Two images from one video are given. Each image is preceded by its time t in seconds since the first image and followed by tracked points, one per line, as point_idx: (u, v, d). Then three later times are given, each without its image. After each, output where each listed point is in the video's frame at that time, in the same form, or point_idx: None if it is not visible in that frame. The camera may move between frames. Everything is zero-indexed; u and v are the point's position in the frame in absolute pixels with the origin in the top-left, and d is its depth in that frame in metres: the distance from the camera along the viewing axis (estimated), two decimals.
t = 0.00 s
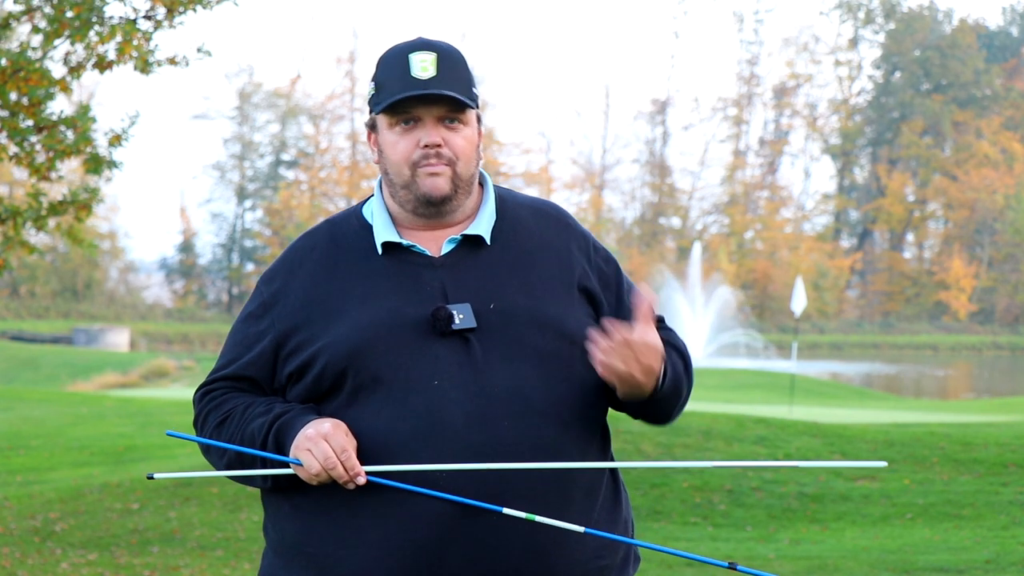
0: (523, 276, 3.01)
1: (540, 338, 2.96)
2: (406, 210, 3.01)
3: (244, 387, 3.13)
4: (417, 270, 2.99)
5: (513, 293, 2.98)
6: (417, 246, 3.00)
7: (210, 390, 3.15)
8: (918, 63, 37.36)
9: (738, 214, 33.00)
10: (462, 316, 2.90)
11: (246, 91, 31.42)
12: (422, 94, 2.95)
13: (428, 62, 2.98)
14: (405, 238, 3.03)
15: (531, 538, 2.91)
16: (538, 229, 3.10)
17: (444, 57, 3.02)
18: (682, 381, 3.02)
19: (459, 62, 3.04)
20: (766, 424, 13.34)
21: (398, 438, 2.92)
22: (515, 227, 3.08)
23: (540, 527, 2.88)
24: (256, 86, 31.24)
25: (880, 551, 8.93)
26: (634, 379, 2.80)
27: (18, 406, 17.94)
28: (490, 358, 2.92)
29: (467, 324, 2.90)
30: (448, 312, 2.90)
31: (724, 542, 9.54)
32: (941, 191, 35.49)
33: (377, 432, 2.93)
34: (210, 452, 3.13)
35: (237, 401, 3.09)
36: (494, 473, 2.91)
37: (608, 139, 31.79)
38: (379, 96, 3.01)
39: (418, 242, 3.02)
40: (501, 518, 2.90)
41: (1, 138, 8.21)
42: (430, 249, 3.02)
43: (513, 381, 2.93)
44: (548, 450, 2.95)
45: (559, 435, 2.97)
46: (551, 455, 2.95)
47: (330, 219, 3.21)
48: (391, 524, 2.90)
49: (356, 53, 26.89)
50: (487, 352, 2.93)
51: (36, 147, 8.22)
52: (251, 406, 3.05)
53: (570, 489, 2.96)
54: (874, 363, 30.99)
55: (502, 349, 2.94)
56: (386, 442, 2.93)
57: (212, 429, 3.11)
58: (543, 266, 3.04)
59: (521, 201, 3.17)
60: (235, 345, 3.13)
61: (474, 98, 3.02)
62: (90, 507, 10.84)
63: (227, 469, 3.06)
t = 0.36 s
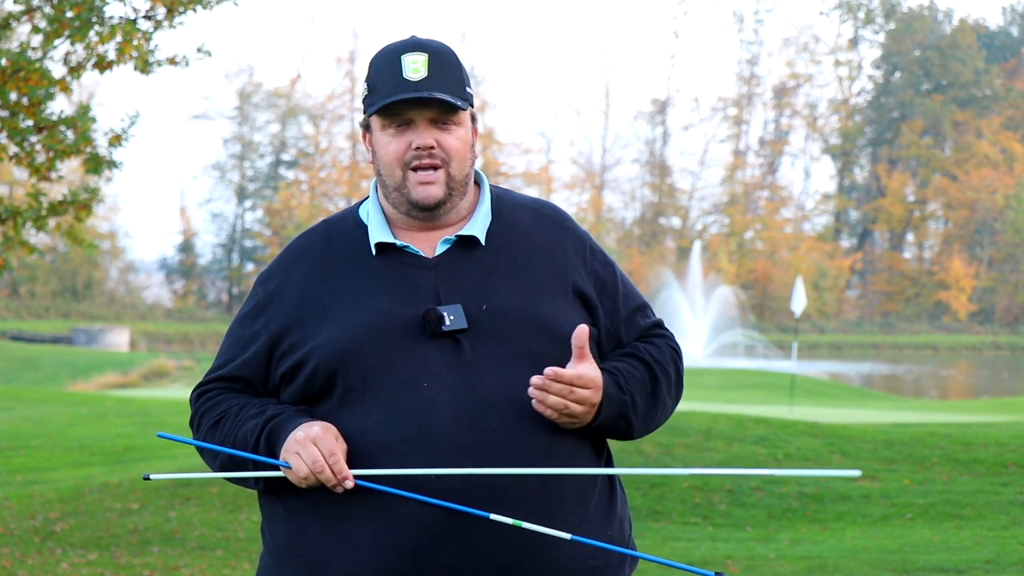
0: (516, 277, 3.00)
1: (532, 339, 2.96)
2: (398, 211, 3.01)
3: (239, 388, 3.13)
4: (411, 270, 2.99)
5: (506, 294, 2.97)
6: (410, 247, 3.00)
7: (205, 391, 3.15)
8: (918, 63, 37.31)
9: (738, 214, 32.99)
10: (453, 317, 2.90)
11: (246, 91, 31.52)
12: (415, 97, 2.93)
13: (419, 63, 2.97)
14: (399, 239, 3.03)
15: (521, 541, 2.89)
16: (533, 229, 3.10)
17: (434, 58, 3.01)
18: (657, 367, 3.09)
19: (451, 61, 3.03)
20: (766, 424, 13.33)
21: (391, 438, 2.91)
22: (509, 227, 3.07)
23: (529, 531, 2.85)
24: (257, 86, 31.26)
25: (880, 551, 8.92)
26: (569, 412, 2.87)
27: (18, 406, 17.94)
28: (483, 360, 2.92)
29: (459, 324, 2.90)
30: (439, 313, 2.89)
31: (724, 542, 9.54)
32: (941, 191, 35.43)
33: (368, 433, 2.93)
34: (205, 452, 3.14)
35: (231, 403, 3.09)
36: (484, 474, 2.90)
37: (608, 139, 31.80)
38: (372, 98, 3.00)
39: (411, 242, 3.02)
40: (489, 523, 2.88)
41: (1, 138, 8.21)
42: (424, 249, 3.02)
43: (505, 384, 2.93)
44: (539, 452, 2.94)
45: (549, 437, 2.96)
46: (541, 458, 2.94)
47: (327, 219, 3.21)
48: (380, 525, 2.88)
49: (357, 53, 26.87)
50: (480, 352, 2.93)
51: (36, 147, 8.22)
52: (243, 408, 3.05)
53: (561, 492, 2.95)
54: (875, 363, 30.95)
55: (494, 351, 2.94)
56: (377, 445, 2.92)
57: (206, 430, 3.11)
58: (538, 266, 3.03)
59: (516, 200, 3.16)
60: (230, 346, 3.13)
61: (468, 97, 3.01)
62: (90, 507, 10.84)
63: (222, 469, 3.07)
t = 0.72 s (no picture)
0: (513, 277, 3.00)
1: (528, 340, 2.95)
2: (395, 212, 3.02)
3: (237, 388, 3.14)
4: (407, 271, 2.99)
5: (502, 294, 2.97)
6: (407, 247, 3.00)
7: (204, 391, 3.16)
8: (918, 63, 37.32)
9: (738, 214, 33.02)
10: (448, 317, 2.89)
11: (247, 91, 31.61)
12: (412, 97, 2.92)
13: (416, 62, 2.96)
14: (396, 240, 3.03)
15: (514, 543, 2.89)
16: (532, 229, 3.09)
17: (431, 56, 3.00)
18: (652, 369, 3.08)
19: (448, 59, 3.01)
20: (766, 424, 13.33)
21: (386, 438, 2.91)
22: (507, 228, 3.07)
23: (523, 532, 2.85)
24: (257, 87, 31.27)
25: (880, 551, 8.92)
26: (555, 414, 2.86)
27: (18, 406, 17.94)
28: (478, 360, 2.92)
29: (454, 325, 2.89)
30: (434, 313, 2.89)
31: (724, 542, 9.54)
32: (941, 191, 35.42)
33: (363, 436, 2.93)
34: (203, 451, 3.15)
35: (229, 403, 3.09)
36: (478, 475, 2.90)
37: (607, 139, 31.81)
38: (369, 96, 2.99)
39: (408, 243, 3.02)
40: (485, 524, 2.87)
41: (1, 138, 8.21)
42: (420, 249, 3.02)
43: (500, 386, 2.92)
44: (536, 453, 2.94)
45: (545, 438, 2.96)
46: (536, 458, 2.94)
47: (327, 219, 3.22)
48: (374, 525, 2.88)
49: (357, 53, 26.87)
50: (475, 353, 2.93)
51: (36, 147, 8.22)
52: (241, 407, 3.05)
53: (555, 493, 2.94)
54: (875, 363, 30.96)
55: (490, 352, 2.94)
56: (371, 446, 2.93)
57: (203, 430, 3.11)
58: (535, 267, 3.03)
59: (517, 200, 3.16)
60: (228, 346, 3.14)
61: (465, 96, 2.99)
62: (91, 507, 10.84)
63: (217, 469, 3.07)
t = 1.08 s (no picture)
0: (511, 277, 3.00)
1: (526, 340, 2.94)
2: (394, 212, 3.02)
3: (235, 389, 3.14)
4: (406, 271, 2.99)
5: (500, 295, 2.96)
6: (404, 248, 3.00)
7: (202, 392, 3.16)
8: (918, 63, 37.35)
9: (738, 214, 33.03)
10: (446, 318, 2.89)
11: (246, 91, 31.64)
12: (411, 96, 2.93)
13: (413, 62, 2.96)
14: (395, 240, 3.03)
15: (510, 542, 2.88)
16: (532, 230, 3.09)
17: (428, 55, 3.00)
18: (650, 374, 3.08)
19: (445, 59, 3.01)
20: (766, 425, 13.33)
21: (384, 438, 2.91)
22: (506, 229, 3.07)
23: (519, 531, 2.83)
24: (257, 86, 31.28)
25: (880, 551, 8.92)
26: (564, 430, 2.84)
27: (18, 406, 17.94)
28: (476, 360, 2.92)
29: (452, 325, 2.89)
30: (432, 314, 2.89)
31: (724, 542, 9.54)
32: (941, 191, 35.43)
33: (359, 435, 2.93)
34: (199, 451, 3.14)
35: (227, 403, 3.09)
36: (475, 474, 2.90)
37: (607, 138, 31.81)
38: (367, 95, 2.99)
39: (407, 244, 3.02)
40: (483, 523, 2.87)
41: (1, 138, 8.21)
42: (418, 250, 3.02)
43: (498, 386, 2.92)
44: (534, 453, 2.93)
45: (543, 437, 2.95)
46: (534, 456, 2.93)
47: (325, 220, 3.22)
48: (372, 526, 2.88)
49: (357, 53, 26.87)
50: (473, 354, 2.92)
51: (36, 147, 8.22)
52: (239, 408, 3.05)
53: (553, 493, 2.94)
54: (875, 363, 30.96)
55: (488, 353, 2.93)
56: (368, 447, 2.92)
57: (202, 430, 3.12)
58: (534, 267, 3.03)
59: (515, 200, 3.16)
60: (226, 347, 3.14)
61: (463, 95, 2.99)
62: (91, 507, 10.84)
63: (215, 470, 3.07)
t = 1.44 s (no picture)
0: (509, 275, 2.98)
1: (522, 340, 2.90)
2: (400, 206, 3.02)
3: (236, 385, 3.14)
4: (405, 269, 2.98)
5: (497, 293, 2.94)
6: (404, 247, 3.00)
7: (204, 389, 3.16)
8: (918, 63, 37.39)
9: (738, 214, 33.10)
10: (443, 316, 2.88)
11: (247, 91, 31.64)
12: (422, 85, 2.94)
13: (427, 55, 2.98)
14: (395, 239, 3.03)
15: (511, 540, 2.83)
16: (534, 230, 3.08)
17: (444, 50, 3.02)
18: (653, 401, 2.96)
19: (458, 56, 3.04)
20: (766, 424, 13.32)
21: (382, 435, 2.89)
22: (505, 229, 3.06)
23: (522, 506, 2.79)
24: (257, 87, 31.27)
25: (880, 551, 8.92)
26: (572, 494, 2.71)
27: (17, 406, 17.93)
28: (473, 359, 2.90)
29: (449, 324, 2.87)
30: (429, 312, 2.88)
31: (724, 542, 9.53)
32: (941, 191, 35.41)
33: (357, 433, 2.92)
34: (202, 447, 3.15)
35: (228, 398, 3.10)
36: (472, 471, 2.88)
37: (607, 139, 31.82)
38: (376, 86, 3.01)
39: (407, 243, 3.02)
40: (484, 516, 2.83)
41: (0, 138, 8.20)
42: (418, 250, 3.02)
43: (495, 383, 2.88)
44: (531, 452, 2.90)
45: (545, 436, 2.92)
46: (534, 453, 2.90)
47: (327, 220, 3.22)
48: (372, 520, 2.87)
49: (357, 53, 26.85)
50: (470, 353, 2.90)
51: (36, 147, 8.22)
52: (238, 403, 3.05)
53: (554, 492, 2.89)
54: (875, 363, 30.96)
55: (486, 350, 2.90)
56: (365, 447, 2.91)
57: (203, 425, 3.13)
58: (531, 268, 3.00)
59: (515, 200, 3.15)
60: (229, 344, 3.15)
61: (474, 93, 3.02)
62: (90, 507, 10.84)
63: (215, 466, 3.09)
